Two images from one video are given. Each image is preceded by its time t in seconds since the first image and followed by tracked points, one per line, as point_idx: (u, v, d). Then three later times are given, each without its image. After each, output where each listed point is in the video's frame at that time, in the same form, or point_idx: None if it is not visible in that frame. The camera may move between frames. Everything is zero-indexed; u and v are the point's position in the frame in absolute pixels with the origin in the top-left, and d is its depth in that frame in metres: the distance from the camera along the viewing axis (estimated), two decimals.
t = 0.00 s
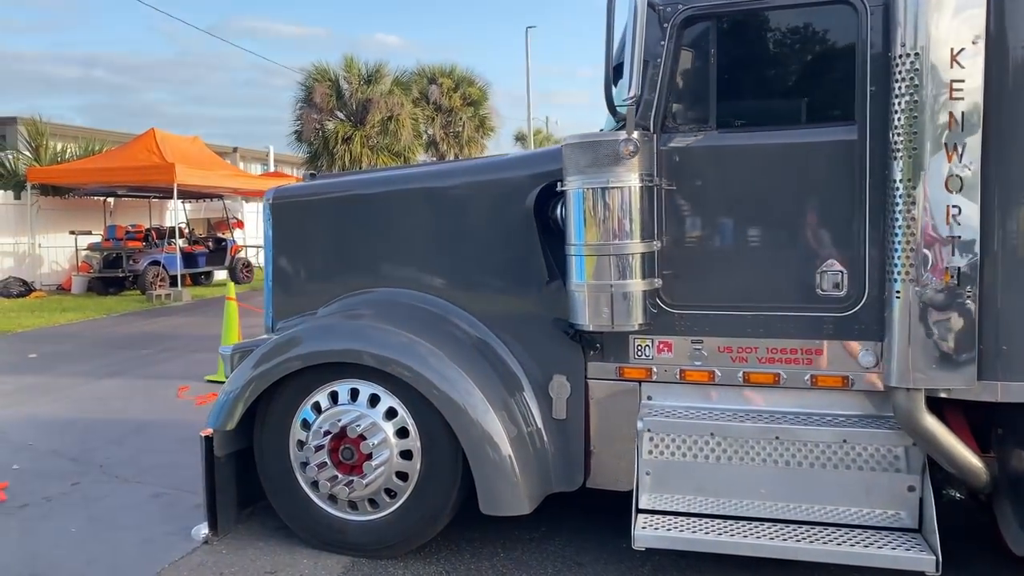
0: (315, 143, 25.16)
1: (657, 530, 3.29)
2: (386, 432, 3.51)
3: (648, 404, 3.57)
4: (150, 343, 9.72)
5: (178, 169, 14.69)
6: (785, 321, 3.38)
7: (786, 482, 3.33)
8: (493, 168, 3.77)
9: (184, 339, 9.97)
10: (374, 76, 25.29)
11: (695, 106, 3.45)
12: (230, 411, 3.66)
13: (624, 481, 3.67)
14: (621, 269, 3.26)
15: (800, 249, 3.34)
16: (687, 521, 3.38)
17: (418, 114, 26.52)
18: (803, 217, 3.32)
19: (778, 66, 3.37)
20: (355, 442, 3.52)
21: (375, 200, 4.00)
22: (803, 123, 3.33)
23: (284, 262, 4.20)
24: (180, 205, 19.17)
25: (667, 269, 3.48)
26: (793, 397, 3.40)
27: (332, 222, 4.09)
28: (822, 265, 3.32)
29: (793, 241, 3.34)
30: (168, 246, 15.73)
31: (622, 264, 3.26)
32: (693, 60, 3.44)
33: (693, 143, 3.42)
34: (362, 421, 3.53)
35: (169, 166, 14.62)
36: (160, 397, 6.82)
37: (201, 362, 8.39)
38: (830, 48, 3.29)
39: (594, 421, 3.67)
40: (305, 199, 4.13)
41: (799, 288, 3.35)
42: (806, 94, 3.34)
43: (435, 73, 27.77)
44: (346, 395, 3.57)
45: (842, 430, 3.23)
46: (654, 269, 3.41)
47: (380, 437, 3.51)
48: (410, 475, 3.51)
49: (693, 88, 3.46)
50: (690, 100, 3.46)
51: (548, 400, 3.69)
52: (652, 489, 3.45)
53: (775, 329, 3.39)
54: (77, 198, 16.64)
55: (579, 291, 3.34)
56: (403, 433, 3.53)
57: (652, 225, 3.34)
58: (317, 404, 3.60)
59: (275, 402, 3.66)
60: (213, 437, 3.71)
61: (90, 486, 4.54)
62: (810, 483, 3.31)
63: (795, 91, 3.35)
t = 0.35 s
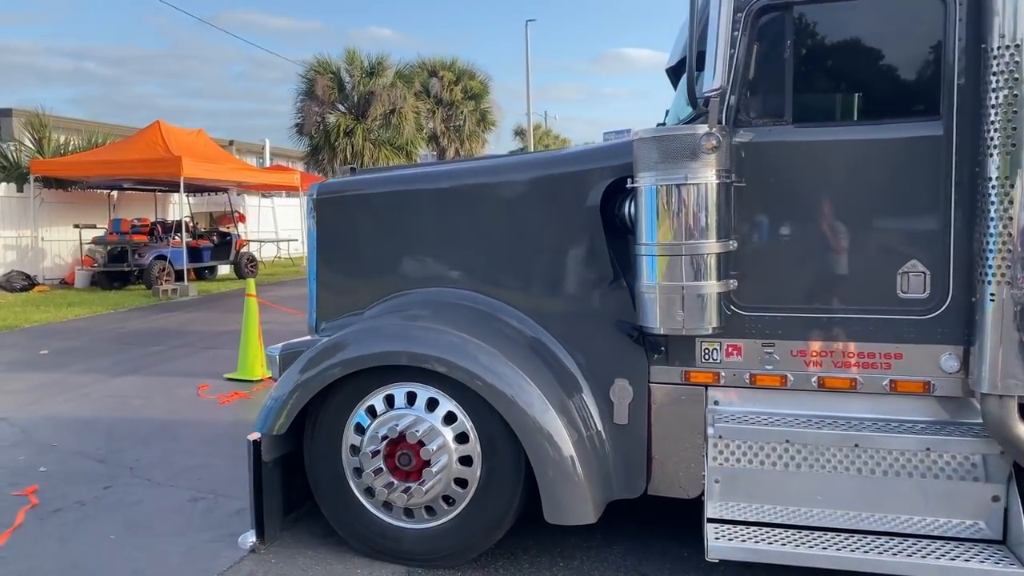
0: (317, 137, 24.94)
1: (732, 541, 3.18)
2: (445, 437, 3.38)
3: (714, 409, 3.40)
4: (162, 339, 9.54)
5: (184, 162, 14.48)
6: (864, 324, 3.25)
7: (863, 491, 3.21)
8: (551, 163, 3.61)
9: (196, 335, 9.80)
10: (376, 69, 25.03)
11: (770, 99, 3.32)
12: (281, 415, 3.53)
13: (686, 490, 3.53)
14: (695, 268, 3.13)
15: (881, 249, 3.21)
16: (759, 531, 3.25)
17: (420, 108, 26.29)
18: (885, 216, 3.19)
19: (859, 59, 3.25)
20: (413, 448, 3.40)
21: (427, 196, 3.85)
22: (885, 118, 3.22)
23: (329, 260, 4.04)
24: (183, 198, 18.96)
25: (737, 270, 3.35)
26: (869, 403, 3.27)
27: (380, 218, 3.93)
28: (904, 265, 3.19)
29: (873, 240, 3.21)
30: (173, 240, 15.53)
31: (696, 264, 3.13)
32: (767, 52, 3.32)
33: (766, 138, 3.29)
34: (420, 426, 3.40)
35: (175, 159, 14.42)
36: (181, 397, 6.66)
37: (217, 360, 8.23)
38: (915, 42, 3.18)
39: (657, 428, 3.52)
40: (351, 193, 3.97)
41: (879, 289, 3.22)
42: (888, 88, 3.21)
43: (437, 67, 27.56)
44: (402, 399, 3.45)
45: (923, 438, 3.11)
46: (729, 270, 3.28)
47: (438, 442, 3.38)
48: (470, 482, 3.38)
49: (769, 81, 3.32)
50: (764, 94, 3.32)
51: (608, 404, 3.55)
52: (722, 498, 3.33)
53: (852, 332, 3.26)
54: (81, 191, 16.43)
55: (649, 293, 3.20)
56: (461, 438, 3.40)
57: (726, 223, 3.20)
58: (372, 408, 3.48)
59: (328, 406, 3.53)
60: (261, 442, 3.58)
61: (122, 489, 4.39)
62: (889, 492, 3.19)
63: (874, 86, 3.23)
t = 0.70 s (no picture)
0: (304, 131, 24.54)
1: (798, 562, 2.95)
2: (483, 448, 3.11)
3: (773, 417, 3.18)
4: (152, 338, 9.20)
5: (172, 156, 14.09)
6: (938, 327, 3.03)
7: (939, 508, 2.97)
8: (595, 153, 3.37)
9: (188, 333, 9.47)
10: (364, 62, 24.65)
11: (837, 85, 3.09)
12: (303, 424, 3.25)
13: (740, 505, 3.29)
14: (761, 265, 2.88)
15: (958, 246, 2.99)
16: (826, 550, 3.02)
17: (409, 102, 25.93)
18: (963, 211, 2.97)
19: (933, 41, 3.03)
20: (448, 461, 3.14)
21: (459, 188, 3.58)
22: (962, 105, 3.00)
23: (351, 257, 3.76)
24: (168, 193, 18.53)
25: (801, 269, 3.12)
26: (942, 411, 3.05)
27: (408, 212, 3.66)
28: (983, 264, 2.97)
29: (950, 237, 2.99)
30: (159, 236, 15.13)
31: (763, 261, 2.88)
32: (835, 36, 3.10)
33: (834, 127, 3.05)
34: (455, 437, 3.13)
35: (162, 152, 14.03)
36: (177, 399, 6.35)
37: (212, 360, 7.91)
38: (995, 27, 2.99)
39: (710, 439, 3.27)
40: (377, 184, 3.69)
41: (955, 290, 3.01)
42: (967, 71, 3.02)
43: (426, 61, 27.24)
44: (437, 408, 3.18)
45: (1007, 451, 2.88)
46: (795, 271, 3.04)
47: (475, 455, 3.11)
48: (511, 497, 3.11)
49: (836, 66, 3.09)
50: (830, 79, 3.09)
51: (657, 412, 3.31)
52: (783, 513, 3.07)
53: (925, 335, 3.04)
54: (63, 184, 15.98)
55: (710, 292, 2.96)
56: (502, 450, 3.13)
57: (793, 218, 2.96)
58: (404, 416, 3.21)
59: (355, 415, 3.26)
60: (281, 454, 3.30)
61: (125, 503, 4.09)
62: (968, 509, 2.95)
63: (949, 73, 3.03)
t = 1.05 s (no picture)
0: (283, 120, 24.05)
1: None
2: (533, 460, 2.84)
3: (842, 425, 2.93)
4: (135, 333, 8.82)
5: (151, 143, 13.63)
6: None
7: None
8: (647, 138, 3.09)
9: (174, 329, 9.10)
10: (345, 50, 24.20)
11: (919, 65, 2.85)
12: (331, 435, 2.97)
13: (804, 519, 3.07)
14: (844, 261, 2.63)
15: None
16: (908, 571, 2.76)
17: (390, 91, 25.49)
18: None
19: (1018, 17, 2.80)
20: (495, 476, 2.87)
21: (496, 176, 3.28)
22: None
23: (375, 250, 3.45)
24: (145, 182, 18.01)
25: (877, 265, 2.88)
26: None
27: (439, 202, 3.35)
28: None
29: None
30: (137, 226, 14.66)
31: (846, 257, 2.63)
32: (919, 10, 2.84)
33: (915, 110, 2.82)
34: (501, 450, 2.85)
35: (141, 140, 13.56)
36: (170, 400, 6.01)
37: (201, 357, 7.56)
38: None
39: (773, 449, 3.03)
40: (404, 170, 3.38)
41: None
42: None
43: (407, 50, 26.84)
44: (480, 416, 2.90)
45: None
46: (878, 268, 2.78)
47: (524, 469, 2.83)
48: (563, 513, 2.85)
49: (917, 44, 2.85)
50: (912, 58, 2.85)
51: (715, 420, 3.06)
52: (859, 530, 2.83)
53: (1011, 336, 2.82)
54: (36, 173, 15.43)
55: (784, 290, 2.71)
56: (552, 462, 2.86)
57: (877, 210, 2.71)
58: (444, 425, 2.93)
59: (389, 425, 2.98)
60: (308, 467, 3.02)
61: (126, 516, 3.78)
62: None
63: None
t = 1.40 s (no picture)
0: (265, 95, 23.45)
1: None
2: (609, 459, 2.59)
3: (933, 417, 2.72)
4: (125, 315, 8.44)
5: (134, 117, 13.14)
6: None
7: None
8: (724, 106, 2.82)
9: (165, 310, 8.73)
10: (328, 23, 23.61)
11: None
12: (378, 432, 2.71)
13: (889, 518, 2.85)
14: (955, 239, 2.40)
15: None
16: None
17: (374, 65, 24.95)
18: None
19: None
20: (567, 476, 2.63)
21: (555, 147, 2.99)
22: None
23: (418, 229, 3.14)
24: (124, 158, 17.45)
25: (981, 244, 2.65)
26: None
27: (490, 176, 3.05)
28: None
29: None
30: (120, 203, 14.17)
31: (958, 235, 2.39)
32: None
33: None
34: (575, 448, 2.60)
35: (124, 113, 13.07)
36: (171, 386, 5.69)
37: (198, 340, 7.23)
38: None
39: (858, 443, 2.81)
40: (449, 140, 3.07)
41: None
42: None
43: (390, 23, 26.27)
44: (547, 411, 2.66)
45: None
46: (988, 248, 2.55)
47: (600, 469, 2.59)
48: (639, 515, 2.62)
49: None
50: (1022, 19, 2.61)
51: (797, 412, 2.83)
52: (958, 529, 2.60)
53: None
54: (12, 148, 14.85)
55: (886, 271, 2.48)
56: (628, 460, 2.62)
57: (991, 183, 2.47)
58: (508, 420, 2.68)
59: (446, 421, 2.72)
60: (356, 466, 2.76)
61: (144, 517, 3.49)
62: None
63: None
